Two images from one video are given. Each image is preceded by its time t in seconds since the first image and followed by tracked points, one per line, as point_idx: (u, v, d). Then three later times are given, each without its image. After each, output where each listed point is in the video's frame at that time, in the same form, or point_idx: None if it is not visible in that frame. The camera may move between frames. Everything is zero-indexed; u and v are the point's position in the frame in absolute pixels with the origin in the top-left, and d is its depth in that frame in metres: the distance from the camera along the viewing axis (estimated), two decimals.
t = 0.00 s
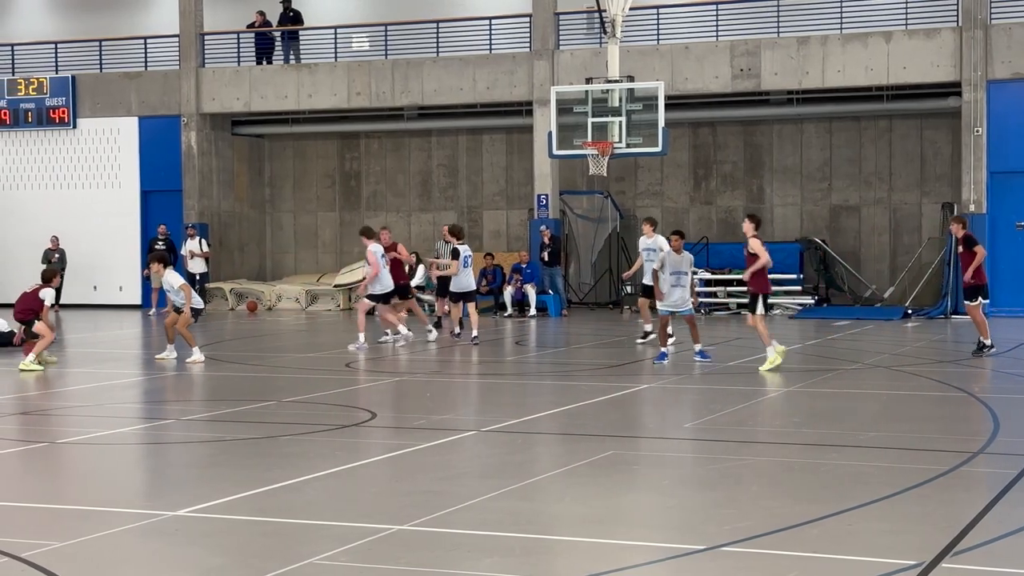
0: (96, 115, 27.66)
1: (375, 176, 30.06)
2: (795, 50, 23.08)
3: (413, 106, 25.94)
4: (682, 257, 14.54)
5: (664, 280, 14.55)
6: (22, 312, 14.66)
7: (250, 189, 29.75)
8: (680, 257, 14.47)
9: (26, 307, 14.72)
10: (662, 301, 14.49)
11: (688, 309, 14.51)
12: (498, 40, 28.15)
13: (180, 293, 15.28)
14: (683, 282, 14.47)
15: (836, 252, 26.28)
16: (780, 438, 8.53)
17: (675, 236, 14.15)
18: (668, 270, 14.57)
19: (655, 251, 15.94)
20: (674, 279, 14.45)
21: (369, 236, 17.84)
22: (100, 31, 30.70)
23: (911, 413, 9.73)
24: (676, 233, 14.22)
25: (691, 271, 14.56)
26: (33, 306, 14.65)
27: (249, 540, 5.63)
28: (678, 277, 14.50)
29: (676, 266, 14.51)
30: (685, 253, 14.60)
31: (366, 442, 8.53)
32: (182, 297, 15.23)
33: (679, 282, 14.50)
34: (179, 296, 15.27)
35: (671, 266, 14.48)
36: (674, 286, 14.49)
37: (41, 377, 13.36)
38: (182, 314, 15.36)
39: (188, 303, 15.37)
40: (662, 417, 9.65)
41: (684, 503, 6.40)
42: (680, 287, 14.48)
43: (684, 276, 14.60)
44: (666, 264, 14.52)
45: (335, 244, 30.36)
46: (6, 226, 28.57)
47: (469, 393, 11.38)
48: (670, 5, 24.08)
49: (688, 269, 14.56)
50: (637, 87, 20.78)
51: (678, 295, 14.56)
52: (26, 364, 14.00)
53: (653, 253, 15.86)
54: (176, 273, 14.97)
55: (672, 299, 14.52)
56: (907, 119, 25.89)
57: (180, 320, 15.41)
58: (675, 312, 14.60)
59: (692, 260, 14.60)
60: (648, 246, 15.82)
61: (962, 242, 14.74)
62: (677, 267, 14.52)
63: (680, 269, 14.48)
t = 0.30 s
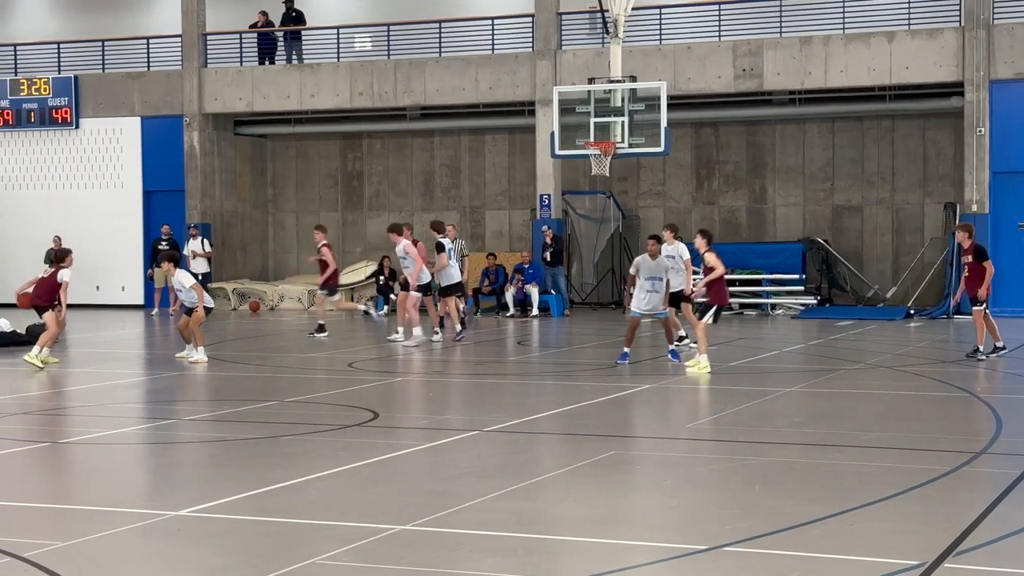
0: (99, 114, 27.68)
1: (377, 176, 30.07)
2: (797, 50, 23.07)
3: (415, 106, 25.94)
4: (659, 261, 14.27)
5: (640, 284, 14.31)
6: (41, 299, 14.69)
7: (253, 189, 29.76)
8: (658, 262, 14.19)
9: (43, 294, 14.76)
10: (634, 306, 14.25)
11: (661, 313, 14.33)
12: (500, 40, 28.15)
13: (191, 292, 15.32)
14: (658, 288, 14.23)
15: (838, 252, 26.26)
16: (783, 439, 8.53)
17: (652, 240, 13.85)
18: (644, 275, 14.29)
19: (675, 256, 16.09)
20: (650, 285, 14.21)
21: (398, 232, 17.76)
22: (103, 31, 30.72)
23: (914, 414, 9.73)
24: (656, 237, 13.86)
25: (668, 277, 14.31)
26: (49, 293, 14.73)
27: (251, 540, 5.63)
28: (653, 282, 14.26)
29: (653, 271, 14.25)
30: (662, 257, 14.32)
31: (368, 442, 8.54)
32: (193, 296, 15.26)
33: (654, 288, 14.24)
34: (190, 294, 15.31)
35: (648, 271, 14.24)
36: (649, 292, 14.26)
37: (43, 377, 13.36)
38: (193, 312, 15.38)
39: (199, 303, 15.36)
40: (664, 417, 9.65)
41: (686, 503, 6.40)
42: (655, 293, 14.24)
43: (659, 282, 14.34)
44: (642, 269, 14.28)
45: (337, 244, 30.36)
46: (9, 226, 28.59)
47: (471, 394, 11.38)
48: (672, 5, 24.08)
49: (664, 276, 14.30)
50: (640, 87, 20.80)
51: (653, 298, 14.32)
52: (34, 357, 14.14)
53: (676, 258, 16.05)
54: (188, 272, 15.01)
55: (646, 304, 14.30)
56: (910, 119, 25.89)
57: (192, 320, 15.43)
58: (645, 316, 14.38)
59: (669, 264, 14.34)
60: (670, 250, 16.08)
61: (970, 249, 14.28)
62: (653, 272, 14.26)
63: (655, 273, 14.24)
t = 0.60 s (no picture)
0: (102, 115, 27.70)
1: (379, 176, 30.07)
2: (799, 50, 23.05)
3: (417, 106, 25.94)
4: (628, 265, 14.14)
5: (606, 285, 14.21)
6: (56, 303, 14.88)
7: (255, 189, 29.77)
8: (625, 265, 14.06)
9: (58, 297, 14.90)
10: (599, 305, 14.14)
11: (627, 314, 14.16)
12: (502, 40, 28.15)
13: (199, 290, 15.39)
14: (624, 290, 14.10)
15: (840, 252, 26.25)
16: (784, 439, 8.53)
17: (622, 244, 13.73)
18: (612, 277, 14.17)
19: (684, 251, 16.11)
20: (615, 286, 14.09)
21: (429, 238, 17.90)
22: (105, 31, 30.74)
23: (915, 414, 9.73)
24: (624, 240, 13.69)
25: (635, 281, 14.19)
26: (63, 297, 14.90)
27: (252, 540, 5.63)
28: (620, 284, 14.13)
29: (620, 274, 14.14)
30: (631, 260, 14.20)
31: (370, 442, 8.54)
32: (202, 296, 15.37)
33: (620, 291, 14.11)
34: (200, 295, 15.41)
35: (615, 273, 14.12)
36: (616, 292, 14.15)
37: (45, 377, 13.37)
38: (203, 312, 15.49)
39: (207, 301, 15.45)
40: (666, 417, 9.65)
41: (688, 503, 6.39)
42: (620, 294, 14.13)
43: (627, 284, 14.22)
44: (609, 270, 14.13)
45: (339, 244, 30.38)
46: (11, 227, 28.62)
47: (473, 394, 11.38)
48: (674, 5, 24.07)
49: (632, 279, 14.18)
50: (641, 87, 20.80)
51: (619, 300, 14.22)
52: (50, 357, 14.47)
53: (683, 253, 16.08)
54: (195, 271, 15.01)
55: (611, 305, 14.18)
56: (912, 119, 25.89)
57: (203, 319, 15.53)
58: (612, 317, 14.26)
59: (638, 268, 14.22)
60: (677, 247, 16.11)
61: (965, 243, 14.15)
62: (621, 274, 14.14)
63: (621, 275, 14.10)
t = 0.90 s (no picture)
0: (103, 115, 27.71)
1: (379, 176, 30.08)
2: (800, 50, 23.05)
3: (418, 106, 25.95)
4: (593, 260, 13.85)
5: (572, 282, 13.91)
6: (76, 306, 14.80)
7: (256, 190, 29.78)
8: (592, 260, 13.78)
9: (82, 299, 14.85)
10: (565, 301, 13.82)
11: (593, 313, 13.93)
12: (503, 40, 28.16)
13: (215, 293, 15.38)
14: (591, 286, 13.86)
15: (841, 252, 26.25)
16: (785, 439, 8.54)
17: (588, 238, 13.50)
18: (577, 272, 13.86)
19: (674, 253, 16.06)
20: (582, 282, 13.82)
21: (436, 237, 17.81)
22: (105, 31, 30.75)
23: (916, 414, 9.73)
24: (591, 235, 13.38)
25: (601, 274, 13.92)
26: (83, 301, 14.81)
27: (254, 540, 5.64)
28: (587, 279, 13.87)
29: (586, 269, 13.86)
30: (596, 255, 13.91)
31: (370, 443, 8.54)
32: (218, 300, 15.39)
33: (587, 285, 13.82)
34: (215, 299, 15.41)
35: (581, 269, 13.83)
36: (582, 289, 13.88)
37: (45, 377, 13.38)
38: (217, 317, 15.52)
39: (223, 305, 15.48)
40: (667, 417, 9.66)
41: (688, 503, 6.40)
42: (588, 289, 13.88)
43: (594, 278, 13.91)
44: (576, 266, 13.84)
45: (340, 244, 30.40)
46: (12, 227, 28.63)
47: (473, 394, 11.38)
48: (675, 5, 24.06)
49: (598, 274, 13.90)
50: (643, 87, 20.80)
51: (585, 297, 14.00)
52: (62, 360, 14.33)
53: (673, 255, 16.07)
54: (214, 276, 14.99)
55: (575, 301, 13.90)
56: (912, 119, 25.88)
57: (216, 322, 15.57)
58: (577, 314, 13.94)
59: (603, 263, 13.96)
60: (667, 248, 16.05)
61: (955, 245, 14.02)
62: (587, 269, 13.86)
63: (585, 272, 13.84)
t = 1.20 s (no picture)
0: (104, 115, 27.73)
1: (381, 176, 30.08)
2: (801, 50, 23.04)
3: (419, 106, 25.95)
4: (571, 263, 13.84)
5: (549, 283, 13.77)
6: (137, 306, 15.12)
7: (257, 190, 29.78)
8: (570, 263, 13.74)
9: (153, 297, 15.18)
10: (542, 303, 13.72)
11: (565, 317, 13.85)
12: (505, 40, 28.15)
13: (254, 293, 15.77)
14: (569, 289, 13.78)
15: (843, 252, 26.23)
16: (785, 439, 8.53)
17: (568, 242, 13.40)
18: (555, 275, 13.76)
19: (664, 252, 16.06)
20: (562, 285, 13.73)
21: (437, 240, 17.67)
22: (107, 31, 30.76)
23: (917, 415, 9.72)
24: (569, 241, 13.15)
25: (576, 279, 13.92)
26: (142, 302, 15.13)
27: (255, 540, 5.64)
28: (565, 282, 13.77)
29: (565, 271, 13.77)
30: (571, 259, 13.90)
31: (372, 443, 8.54)
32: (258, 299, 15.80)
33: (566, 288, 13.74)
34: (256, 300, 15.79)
35: (559, 272, 13.74)
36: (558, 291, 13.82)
37: (47, 377, 13.39)
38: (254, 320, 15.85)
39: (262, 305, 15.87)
40: (668, 417, 9.65)
41: (690, 503, 6.39)
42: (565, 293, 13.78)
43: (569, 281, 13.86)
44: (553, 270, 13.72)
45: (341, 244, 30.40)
46: (14, 227, 28.65)
47: (475, 394, 11.38)
48: (677, 5, 24.05)
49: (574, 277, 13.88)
50: (644, 87, 20.78)
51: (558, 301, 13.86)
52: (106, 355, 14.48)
53: (662, 254, 16.09)
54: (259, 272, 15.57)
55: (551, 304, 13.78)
56: (914, 119, 25.85)
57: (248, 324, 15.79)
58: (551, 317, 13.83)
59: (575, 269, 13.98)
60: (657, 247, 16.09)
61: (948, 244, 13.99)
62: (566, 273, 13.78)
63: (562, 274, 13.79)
